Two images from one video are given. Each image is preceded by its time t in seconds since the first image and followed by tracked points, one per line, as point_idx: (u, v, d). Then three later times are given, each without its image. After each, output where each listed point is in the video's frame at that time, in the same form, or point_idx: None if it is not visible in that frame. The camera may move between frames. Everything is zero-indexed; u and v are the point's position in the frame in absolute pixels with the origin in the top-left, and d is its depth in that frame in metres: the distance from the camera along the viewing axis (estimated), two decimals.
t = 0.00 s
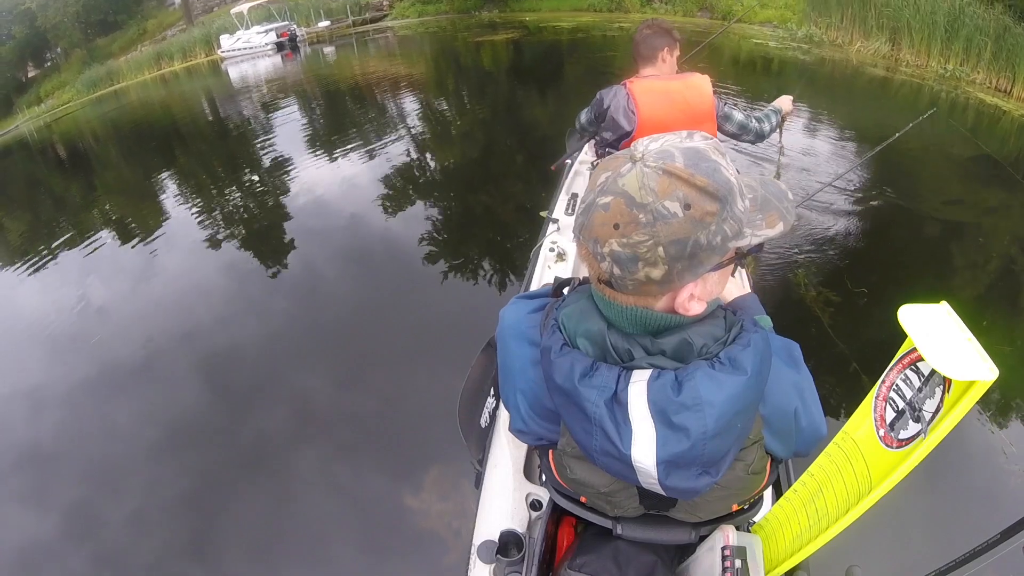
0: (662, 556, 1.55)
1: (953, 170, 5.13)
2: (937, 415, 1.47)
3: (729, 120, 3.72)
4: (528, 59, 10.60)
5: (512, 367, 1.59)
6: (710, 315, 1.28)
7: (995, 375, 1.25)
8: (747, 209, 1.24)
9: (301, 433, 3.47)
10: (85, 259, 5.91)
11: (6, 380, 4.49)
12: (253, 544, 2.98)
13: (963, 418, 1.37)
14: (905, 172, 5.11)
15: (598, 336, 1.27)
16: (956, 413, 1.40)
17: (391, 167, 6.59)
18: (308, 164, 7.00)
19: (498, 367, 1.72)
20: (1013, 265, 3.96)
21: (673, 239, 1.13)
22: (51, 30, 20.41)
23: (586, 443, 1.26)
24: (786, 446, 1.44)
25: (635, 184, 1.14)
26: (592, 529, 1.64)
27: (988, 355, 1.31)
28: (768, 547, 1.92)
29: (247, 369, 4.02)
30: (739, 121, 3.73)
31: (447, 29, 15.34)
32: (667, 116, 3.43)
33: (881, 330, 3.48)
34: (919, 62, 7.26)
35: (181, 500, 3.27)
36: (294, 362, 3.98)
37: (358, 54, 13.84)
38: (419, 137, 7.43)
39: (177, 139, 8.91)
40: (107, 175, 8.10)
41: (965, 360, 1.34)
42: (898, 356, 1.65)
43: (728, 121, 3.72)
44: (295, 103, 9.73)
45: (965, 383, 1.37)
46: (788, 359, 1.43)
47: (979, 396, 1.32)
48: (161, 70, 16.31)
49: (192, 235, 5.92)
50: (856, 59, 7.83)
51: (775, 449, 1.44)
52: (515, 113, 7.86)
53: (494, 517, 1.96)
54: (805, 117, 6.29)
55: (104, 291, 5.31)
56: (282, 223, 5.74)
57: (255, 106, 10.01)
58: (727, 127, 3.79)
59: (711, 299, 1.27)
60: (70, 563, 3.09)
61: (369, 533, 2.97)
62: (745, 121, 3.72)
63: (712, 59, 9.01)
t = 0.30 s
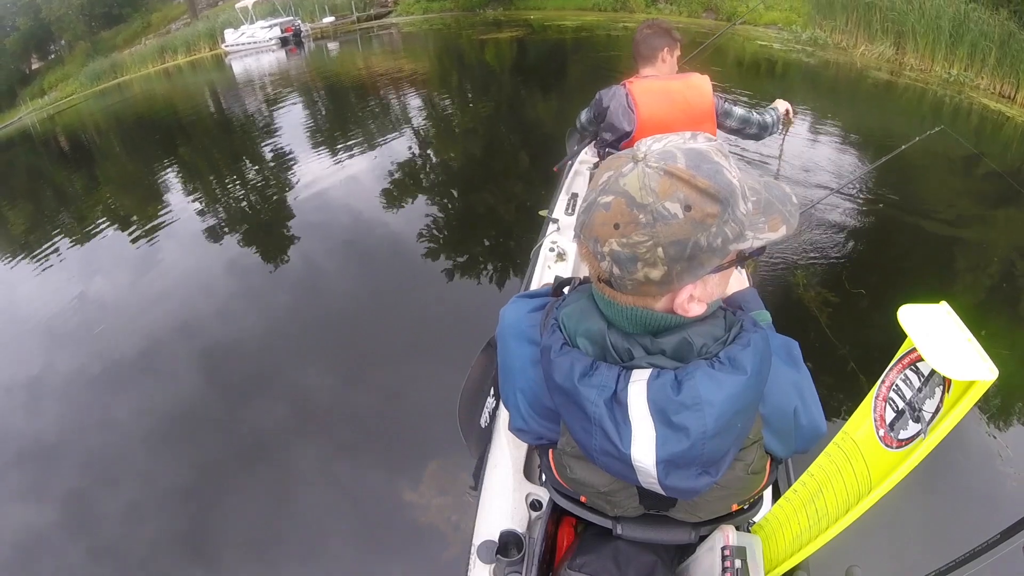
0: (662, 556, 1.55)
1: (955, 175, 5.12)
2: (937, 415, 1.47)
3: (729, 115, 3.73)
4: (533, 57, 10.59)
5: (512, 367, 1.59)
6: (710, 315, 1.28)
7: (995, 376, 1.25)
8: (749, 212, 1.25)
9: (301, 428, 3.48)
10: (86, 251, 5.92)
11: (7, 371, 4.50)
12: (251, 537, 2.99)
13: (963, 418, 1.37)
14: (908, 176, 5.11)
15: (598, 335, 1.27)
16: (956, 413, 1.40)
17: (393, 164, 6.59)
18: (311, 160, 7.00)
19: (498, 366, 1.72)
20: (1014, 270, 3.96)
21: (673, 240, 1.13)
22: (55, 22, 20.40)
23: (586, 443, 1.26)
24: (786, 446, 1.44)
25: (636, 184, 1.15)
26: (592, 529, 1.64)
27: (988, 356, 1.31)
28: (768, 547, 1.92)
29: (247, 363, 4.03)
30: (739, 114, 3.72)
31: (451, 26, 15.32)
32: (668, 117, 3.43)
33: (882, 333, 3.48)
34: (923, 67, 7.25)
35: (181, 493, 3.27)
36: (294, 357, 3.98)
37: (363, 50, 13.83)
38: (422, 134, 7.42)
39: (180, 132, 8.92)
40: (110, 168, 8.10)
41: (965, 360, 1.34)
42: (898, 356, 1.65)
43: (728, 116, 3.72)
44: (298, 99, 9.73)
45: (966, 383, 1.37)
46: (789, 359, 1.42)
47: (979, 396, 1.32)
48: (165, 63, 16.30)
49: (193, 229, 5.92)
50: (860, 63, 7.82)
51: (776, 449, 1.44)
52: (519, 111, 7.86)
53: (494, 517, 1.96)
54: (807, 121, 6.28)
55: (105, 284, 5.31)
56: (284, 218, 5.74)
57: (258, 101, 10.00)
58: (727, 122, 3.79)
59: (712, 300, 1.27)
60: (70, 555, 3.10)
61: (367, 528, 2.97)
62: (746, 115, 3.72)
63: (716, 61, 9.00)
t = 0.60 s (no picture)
0: (662, 556, 1.55)
1: (957, 179, 5.12)
2: (937, 414, 1.47)
3: (729, 111, 3.74)
4: (536, 56, 10.58)
5: (510, 349, 1.60)
6: (706, 312, 1.28)
7: (995, 375, 1.25)
8: (750, 211, 1.23)
9: (301, 425, 3.49)
10: (89, 246, 5.93)
11: (9, 366, 4.51)
12: (251, 533, 2.99)
13: (963, 418, 1.37)
14: (911, 180, 5.09)
15: (591, 324, 1.29)
16: (955, 412, 1.40)
17: (396, 162, 6.59)
18: (314, 157, 7.00)
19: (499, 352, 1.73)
20: (1016, 276, 3.95)
21: (666, 236, 1.13)
22: (60, 18, 20.41)
23: (572, 428, 1.28)
24: (777, 451, 1.43)
25: (633, 179, 1.14)
26: (592, 529, 1.64)
27: (987, 356, 1.31)
28: (768, 547, 1.92)
29: (248, 360, 4.03)
30: (739, 109, 3.73)
31: (455, 25, 15.30)
32: (667, 116, 3.43)
33: (883, 336, 3.48)
34: (927, 71, 7.23)
35: (181, 488, 3.28)
36: (296, 354, 3.99)
37: (366, 48, 13.83)
38: (425, 132, 7.42)
39: (184, 128, 8.93)
40: (113, 163, 8.12)
41: (965, 360, 1.34)
42: (898, 356, 1.64)
43: (728, 112, 3.73)
44: (302, 95, 9.74)
45: (965, 383, 1.37)
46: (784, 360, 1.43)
47: (978, 396, 1.32)
48: (169, 59, 16.31)
49: (196, 225, 5.93)
50: (864, 66, 7.80)
51: (767, 454, 1.43)
52: (522, 110, 7.85)
53: (493, 516, 1.96)
54: (810, 123, 6.26)
55: (107, 279, 5.32)
56: (286, 214, 5.75)
57: (261, 98, 10.00)
58: (727, 119, 3.80)
59: (708, 298, 1.27)
60: (70, 549, 3.10)
61: (367, 524, 2.98)
62: (746, 110, 3.73)
63: (720, 62, 8.98)
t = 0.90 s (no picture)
0: (661, 556, 1.56)
1: (961, 182, 5.10)
2: (935, 414, 1.46)
3: (725, 122, 3.77)
4: (541, 58, 10.59)
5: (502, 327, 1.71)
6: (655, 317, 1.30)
7: (993, 375, 1.26)
8: (678, 215, 1.18)
9: (302, 423, 3.50)
10: (94, 245, 5.96)
11: (14, 364, 4.53)
12: (252, 531, 3.00)
13: (962, 417, 1.36)
14: (915, 182, 5.07)
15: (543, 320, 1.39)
16: (954, 412, 1.39)
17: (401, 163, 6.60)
18: (318, 157, 7.04)
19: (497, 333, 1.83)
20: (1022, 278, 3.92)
21: (578, 264, 1.14)
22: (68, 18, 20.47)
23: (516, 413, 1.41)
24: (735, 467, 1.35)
25: (539, 211, 1.14)
26: (592, 529, 1.64)
27: (986, 356, 1.30)
28: (768, 547, 1.92)
29: (250, 359, 4.05)
30: (735, 122, 3.76)
31: (461, 26, 15.33)
32: (666, 119, 3.46)
33: (886, 337, 3.45)
34: (932, 73, 7.20)
35: (183, 486, 3.29)
36: (298, 352, 4.00)
37: (372, 49, 13.86)
38: (430, 132, 7.44)
39: (190, 128, 8.98)
40: (119, 162, 8.17)
41: (963, 359, 1.34)
42: (896, 356, 1.64)
43: (724, 123, 3.77)
44: (307, 96, 9.77)
45: (964, 383, 1.36)
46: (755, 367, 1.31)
47: (977, 395, 1.31)
48: (176, 60, 16.38)
49: (200, 224, 5.95)
50: (870, 68, 7.78)
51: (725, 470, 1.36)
52: (526, 111, 7.86)
53: (494, 518, 1.97)
54: (815, 125, 6.25)
55: (112, 277, 5.34)
56: (290, 214, 5.77)
57: (267, 99, 10.03)
58: (723, 129, 3.83)
59: (653, 306, 1.27)
60: (73, 546, 3.12)
61: (367, 523, 2.98)
62: (742, 123, 3.73)
63: (726, 64, 8.97)
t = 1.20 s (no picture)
0: (664, 552, 1.56)
1: (968, 175, 5.05)
2: (941, 410, 1.45)
3: (726, 118, 3.66)
4: (546, 50, 10.53)
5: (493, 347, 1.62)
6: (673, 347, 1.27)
7: (999, 372, 1.23)
8: (739, 256, 1.17)
9: (307, 420, 3.52)
10: (100, 241, 6.00)
11: (23, 360, 4.59)
12: (258, 526, 3.03)
13: (967, 414, 1.35)
14: (923, 175, 5.03)
15: (553, 351, 1.31)
16: (959, 409, 1.38)
17: (406, 156, 6.58)
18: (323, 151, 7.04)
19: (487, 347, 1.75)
20: None
21: (640, 274, 1.09)
22: (72, 14, 20.51)
23: (523, 450, 1.35)
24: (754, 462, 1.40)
25: (615, 206, 1.10)
26: (594, 526, 1.64)
27: (990, 349, 1.29)
28: (771, 542, 1.92)
29: (256, 355, 4.07)
30: (736, 120, 3.67)
31: (465, 19, 15.27)
32: (668, 111, 3.45)
33: (893, 330, 3.43)
34: (940, 64, 7.11)
35: (190, 481, 3.32)
36: (304, 348, 4.02)
37: (376, 42, 13.83)
38: (434, 126, 7.42)
39: (194, 123, 9.01)
40: (125, 158, 8.20)
41: (967, 354, 1.32)
42: (901, 351, 1.64)
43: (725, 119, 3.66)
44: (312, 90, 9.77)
45: (970, 379, 1.35)
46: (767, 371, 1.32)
47: (982, 392, 1.30)
48: (180, 54, 16.41)
49: (206, 220, 5.97)
50: (877, 59, 7.70)
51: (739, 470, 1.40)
52: (531, 104, 7.83)
53: (497, 514, 1.97)
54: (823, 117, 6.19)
55: (119, 273, 5.38)
56: (295, 209, 5.79)
57: (272, 93, 10.03)
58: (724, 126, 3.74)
59: (684, 335, 1.24)
60: (82, 540, 3.16)
61: (372, 517, 3.00)
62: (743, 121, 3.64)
63: (731, 55, 8.90)
